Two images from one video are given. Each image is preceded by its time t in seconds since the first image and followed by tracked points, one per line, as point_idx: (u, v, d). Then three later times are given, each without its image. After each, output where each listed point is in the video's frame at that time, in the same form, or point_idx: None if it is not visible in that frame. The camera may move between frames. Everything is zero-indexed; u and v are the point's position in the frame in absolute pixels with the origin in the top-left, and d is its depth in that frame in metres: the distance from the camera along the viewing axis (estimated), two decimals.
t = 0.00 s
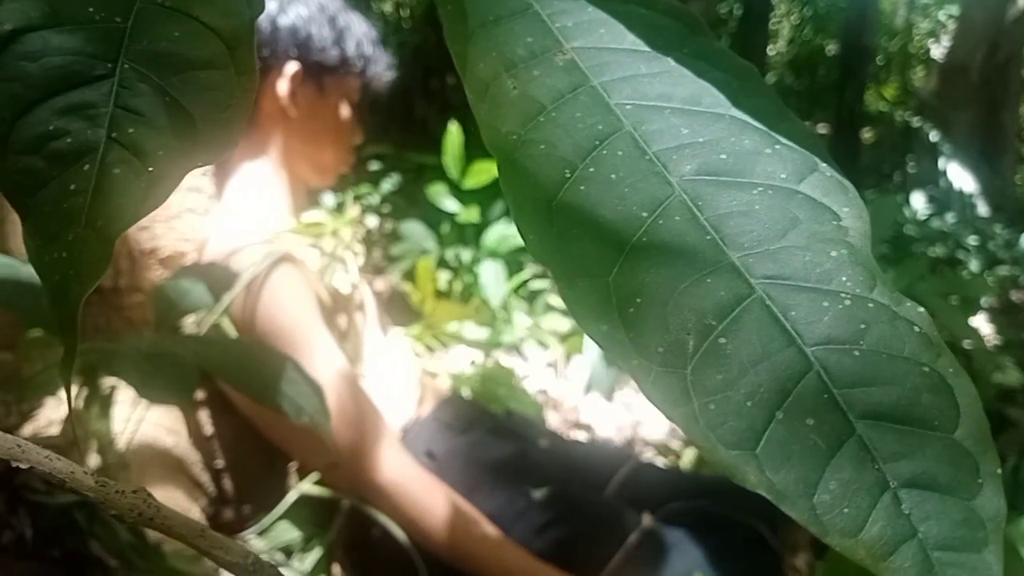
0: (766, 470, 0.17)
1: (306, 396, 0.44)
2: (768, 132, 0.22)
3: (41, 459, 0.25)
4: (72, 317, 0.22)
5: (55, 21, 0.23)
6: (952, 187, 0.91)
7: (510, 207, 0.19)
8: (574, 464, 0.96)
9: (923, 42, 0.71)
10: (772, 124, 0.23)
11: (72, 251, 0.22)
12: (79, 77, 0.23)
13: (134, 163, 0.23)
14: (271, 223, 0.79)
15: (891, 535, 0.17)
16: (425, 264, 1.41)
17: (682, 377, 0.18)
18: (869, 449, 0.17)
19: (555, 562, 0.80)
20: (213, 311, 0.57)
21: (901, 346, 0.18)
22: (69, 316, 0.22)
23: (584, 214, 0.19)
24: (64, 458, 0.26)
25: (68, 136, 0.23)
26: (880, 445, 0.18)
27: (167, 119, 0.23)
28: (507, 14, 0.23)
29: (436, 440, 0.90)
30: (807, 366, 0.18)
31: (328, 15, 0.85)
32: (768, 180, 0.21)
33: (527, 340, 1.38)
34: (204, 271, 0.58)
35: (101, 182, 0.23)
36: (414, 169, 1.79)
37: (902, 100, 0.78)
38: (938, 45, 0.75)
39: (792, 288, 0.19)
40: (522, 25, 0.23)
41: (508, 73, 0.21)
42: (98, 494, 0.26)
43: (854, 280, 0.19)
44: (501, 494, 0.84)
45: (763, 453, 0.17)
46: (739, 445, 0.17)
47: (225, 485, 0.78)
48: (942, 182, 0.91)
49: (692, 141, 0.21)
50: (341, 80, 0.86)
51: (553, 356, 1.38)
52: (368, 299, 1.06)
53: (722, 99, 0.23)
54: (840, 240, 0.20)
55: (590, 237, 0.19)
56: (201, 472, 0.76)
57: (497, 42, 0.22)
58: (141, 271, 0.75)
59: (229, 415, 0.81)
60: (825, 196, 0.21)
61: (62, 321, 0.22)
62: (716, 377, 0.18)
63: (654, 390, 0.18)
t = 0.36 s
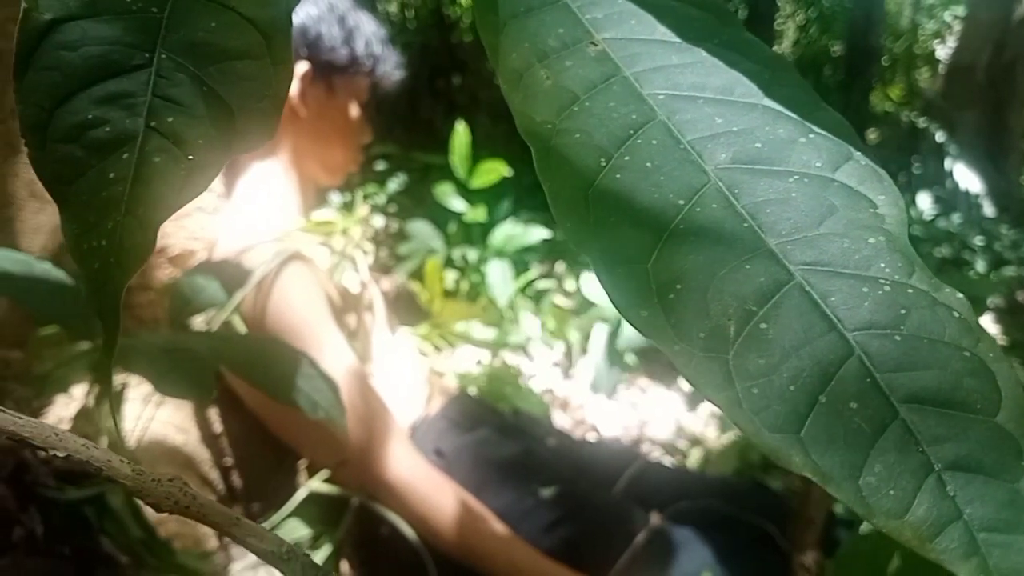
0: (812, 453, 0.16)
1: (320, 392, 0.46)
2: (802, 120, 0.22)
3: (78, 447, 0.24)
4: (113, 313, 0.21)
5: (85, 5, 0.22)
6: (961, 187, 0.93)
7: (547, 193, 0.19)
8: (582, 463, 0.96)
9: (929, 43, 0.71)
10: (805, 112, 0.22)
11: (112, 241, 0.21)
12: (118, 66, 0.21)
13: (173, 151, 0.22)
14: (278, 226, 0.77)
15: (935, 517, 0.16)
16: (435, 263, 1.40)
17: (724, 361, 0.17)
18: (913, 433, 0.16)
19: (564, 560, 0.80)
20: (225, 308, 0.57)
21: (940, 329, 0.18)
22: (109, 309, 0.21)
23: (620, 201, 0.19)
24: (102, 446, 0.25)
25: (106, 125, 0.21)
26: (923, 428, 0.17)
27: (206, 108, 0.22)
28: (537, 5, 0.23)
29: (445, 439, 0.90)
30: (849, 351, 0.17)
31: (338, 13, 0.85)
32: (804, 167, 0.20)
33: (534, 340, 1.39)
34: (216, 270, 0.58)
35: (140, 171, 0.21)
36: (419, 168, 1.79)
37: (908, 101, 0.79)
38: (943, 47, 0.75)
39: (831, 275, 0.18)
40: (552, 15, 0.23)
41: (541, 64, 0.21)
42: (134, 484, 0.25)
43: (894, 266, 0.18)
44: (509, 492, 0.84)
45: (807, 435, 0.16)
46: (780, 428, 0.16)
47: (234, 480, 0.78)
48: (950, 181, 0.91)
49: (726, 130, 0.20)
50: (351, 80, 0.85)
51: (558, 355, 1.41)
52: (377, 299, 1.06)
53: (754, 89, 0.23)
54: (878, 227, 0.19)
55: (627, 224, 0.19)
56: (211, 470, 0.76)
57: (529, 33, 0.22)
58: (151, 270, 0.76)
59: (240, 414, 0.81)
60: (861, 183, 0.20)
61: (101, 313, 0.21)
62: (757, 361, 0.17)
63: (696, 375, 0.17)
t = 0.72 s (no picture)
0: (850, 451, 0.16)
1: (335, 391, 0.46)
2: (832, 118, 0.21)
3: (114, 444, 0.26)
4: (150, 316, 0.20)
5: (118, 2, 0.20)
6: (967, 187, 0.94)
7: (577, 192, 0.19)
8: (591, 463, 0.96)
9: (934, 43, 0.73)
10: (835, 112, 0.22)
11: (148, 238, 0.20)
12: (151, 64, 0.20)
13: (210, 149, 0.20)
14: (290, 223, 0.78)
15: (972, 514, 0.15)
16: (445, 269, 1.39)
17: (760, 359, 0.16)
18: (948, 430, 0.16)
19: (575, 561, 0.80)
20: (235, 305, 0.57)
21: (975, 327, 0.17)
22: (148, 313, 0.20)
23: (652, 198, 0.18)
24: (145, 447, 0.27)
25: (141, 122, 0.20)
26: (958, 426, 0.16)
27: (240, 103, 0.20)
28: (564, 4, 0.22)
29: (453, 438, 0.91)
30: (883, 349, 0.16)
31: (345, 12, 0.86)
32: (835, 165, 0.20)
33: (540, 340, 1.38)
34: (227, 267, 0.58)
35: (175, 168, 0.20)
36: (426, 168, 1.79)
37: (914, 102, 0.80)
38: (948, 47, 0.77)
39: (863, 273, 0.18)
40: (580, 14, 0.22)
41: (569, 62, 0.21)
42: (168, 480, 0.26)
43: (926, 264, 0.18)
44: (518, 492, 0.84)
45: (844, 433, 0.16)
46: (817, 426, 0.16)
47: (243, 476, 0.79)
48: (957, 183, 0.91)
49: (755, 128, 0.20)
50: (360, 79, 0.86)
51: (564, 356, 1.40)
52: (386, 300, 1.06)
53: (783, 88, 0.22)
54: (910, 225, 0.19)
55: (658, 219, 0.18)
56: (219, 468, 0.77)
57: (556, 32, 0.22)
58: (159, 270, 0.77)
59: (249, 413, 0.81)
60: (892, 181, 0.20)
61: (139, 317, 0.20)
62: (793, 358, 0.16)
63: (731, 373, 0.17)
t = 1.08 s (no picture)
0: (893, 451, 0.17)
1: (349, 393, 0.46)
2: (864, 122, 0.22)
3: (153, 444, 0.29)
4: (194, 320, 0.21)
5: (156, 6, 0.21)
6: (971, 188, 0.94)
7: (616, 195, 0.20)
8: (598, 464, 0.97)
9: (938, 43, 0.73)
10: (865, 113, 0.22)
11: (189, 239, 0.20)
12: (189, 68, 0.21)
13: (252, 150, 0.21)
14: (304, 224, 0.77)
15: (1019, 511, 0.17)
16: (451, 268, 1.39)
17: (801, 360, 0.18)
18: (990, 430, 0.17)
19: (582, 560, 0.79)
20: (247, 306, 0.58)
21: (1014, 330, 0.18)
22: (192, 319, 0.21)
23: (690, 201, 0.19)
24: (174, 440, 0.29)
25: (180, 125, 0.21)
26: (999, 426, 0.17)
27: (279, 106, 0.21)
28: (593, 7, 0.23)
29: (462, 439, 0.91)
30: (922, 351, 0.18)
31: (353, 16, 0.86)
32: (869, 168, 0.21)
33: (547, 341, 1.38)
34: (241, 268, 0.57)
35: (215, 170, 0.21)
36: (431, 170, 1.79)
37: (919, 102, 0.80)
38: (953, 47, 0.77)
39: (899, 275, 0.19)
40: (609, 17, 0.22)
41: (601, 64, 0.21)
42: (206, 480, 0.29)
43: (963, 265, 0.19)
44: (526, 493, 0.84)
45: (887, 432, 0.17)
46: (861, 426, 0.17)
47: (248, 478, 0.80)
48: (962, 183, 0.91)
49: (788, 131, 0.21)
50: (367, 81, 0.85)
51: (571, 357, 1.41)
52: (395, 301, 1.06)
53: (814, 90, 0.22)
54: (946, 227, 0.19)
55: (694, 221, 0.19)
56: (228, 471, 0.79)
57: (588, 35, 0.22)
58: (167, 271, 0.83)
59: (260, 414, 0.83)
60: (925, 183, 0.21)
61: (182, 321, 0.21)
62: (834, 359, 0.18)
63: (774, 373, 0.18)
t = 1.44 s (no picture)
0: (960, 442, 0.18)
1: (374, 393, 0.45)
2: (913, 118, 0.22)
3: (213, 439, 0.29)
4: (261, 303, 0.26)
5: (219, 6, 0.26)
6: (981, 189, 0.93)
7: (673, 192, 0.21)
8: (613, 465, 0.96)
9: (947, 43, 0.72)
10: (914, 110, 0.23)
11: (252, 233, 0.26)
12: (251, 68, 0.26)
13: (315, 150, 0.26)
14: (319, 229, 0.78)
15: None
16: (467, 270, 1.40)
17: (866, 354, 0.19)
18: None
19: (595, 559, 0.79)
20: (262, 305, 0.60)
21: None
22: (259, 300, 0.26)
23: (745, 198, 0.20)
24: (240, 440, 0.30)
25: (242, 123, 0.26)
26: None
27: (336, 107, 0.26)
28: (639, 6, 0.23)
29: (477, 440, 0.92)
30: (984, 345, 0.19)
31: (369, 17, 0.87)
32: (923, 165, 0.21)
33: (559, 342, 1.38)
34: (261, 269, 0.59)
35: (278, 165, 0.26)
36: (442, 172, 1.79)
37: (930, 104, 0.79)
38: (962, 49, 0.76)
39: (958, 269, 0.19)
40: (652, 17, 0.23)
41: (651, 63, 0.22)
42: (265, 473, 0.29)
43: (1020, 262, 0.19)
44: (540, 494, 0.85)
45: (953, 426, 0.18)
46: (927, 418, 0.18)
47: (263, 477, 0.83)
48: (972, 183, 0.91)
49: (839, 129, 0.21)
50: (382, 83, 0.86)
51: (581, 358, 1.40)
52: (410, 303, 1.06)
53: (862, 88, 0.23)
54: (999, 224, 0.20)
55: (752, 219, 0.20)
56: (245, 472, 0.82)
57: (636, 33, 0.23)
58: (185, 272, 0.84)
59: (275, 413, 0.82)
60: (980, 181, 0.21)
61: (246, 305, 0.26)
62: (898, 353, 0.19)
63: (841, 367, 0.19)
